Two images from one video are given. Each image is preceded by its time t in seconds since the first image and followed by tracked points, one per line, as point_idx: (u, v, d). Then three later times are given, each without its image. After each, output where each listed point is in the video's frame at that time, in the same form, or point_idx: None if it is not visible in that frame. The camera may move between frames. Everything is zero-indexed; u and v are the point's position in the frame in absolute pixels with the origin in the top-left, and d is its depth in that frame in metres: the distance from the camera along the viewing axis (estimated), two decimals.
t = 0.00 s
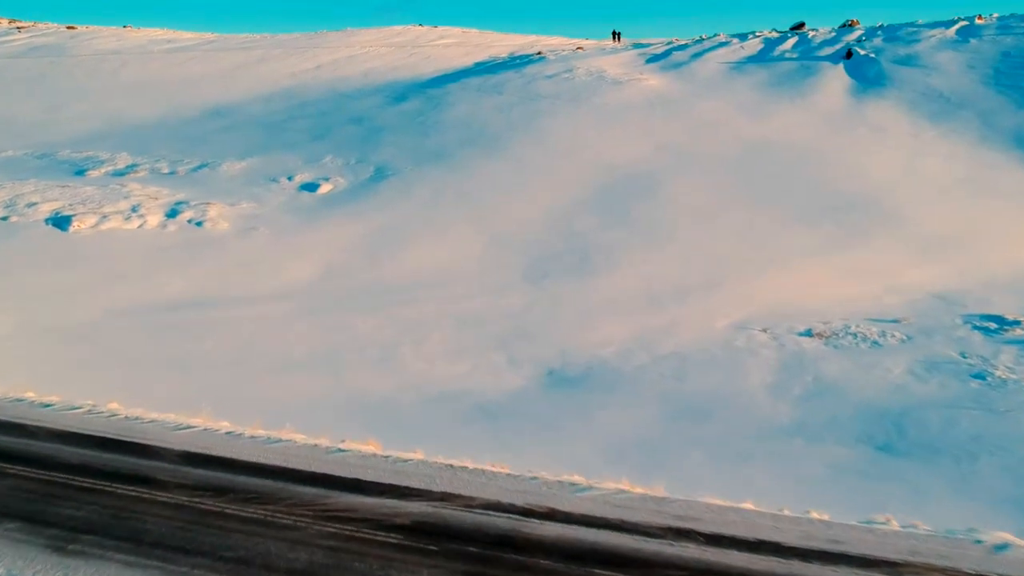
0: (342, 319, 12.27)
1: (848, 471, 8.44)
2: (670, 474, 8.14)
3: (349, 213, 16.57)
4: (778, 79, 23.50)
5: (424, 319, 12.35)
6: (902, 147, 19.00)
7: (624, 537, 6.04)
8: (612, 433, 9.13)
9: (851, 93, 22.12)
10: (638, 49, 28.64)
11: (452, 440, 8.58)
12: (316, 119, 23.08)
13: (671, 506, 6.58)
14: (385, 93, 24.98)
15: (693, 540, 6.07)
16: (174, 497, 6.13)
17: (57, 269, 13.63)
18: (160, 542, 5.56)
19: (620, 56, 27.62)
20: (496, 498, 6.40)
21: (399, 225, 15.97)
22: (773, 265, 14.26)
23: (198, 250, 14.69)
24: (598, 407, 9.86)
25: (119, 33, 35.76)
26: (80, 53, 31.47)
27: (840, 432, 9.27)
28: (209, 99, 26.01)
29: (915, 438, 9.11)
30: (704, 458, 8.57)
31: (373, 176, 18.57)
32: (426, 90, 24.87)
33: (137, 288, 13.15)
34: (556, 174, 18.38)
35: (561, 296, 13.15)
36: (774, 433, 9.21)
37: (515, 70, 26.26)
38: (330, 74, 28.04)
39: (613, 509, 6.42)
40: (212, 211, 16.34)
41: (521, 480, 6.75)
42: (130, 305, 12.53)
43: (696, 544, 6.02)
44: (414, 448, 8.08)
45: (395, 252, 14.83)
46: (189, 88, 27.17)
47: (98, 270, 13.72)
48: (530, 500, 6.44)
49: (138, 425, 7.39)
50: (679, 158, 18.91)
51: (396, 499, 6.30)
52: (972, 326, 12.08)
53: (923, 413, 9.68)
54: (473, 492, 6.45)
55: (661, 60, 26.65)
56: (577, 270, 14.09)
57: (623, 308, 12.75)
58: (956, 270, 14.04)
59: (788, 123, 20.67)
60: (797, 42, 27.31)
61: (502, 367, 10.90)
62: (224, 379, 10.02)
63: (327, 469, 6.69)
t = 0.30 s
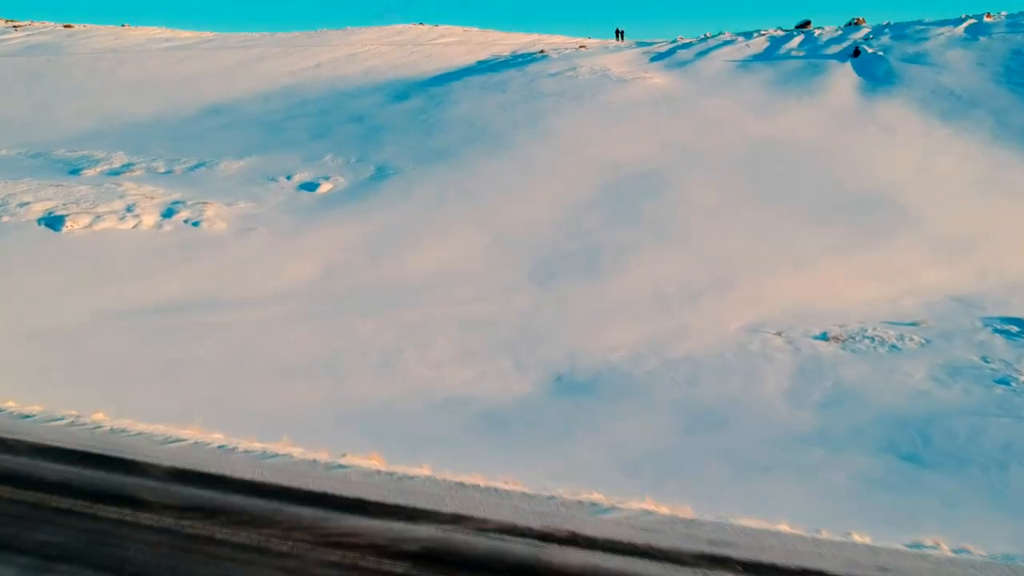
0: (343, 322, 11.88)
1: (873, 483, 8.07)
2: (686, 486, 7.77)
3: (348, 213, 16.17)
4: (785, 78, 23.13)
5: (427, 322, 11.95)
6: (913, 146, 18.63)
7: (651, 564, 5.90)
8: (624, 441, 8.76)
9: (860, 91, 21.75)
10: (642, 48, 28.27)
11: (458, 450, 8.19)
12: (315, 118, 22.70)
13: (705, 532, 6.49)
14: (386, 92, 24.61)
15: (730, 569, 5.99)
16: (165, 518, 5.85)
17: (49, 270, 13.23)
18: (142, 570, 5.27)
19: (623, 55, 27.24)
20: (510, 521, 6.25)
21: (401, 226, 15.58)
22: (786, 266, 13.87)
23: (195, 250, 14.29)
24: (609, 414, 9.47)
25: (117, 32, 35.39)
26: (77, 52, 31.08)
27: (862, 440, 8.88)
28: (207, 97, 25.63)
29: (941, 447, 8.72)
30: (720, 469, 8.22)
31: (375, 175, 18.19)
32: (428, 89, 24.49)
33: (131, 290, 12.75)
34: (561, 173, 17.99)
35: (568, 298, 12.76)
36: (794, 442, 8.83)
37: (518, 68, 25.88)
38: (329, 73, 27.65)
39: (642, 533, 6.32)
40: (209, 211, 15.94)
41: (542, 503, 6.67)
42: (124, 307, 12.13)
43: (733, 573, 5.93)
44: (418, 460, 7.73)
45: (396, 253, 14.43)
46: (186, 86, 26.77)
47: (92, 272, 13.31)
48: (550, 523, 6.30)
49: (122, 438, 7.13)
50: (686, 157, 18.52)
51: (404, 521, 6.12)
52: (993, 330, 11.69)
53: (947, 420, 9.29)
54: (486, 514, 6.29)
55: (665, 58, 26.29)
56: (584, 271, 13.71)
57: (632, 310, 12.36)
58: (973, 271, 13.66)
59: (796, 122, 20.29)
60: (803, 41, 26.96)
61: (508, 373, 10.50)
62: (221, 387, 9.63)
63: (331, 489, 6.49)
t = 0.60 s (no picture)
0: (342, 334, 11.52)
1: (896, 511, 7.73)
2: (701, 521, 7.49)
3: (347, 219, 15.81)
4: (792, 80, 22.77)
5: (429, 334, 11.60)
6: (924, 150, 18.27)
7: None
8: (636, 465, 8.43)
9: (868, 94, 21.39)
10: (646, 49, 27.91)
11: (464, 481, 7.88)
12: (315, 121, 22.33)
13: None
14: (386, 94, 24.25)
15: None
16: (178, 575, 5.98)
17: (39, 278, 12.85)
18: None
19: (627, 56, 26.88)
20: (524, 572, 6.45)
21: (401, 232, 15.21)
22: (797, 275, 13.51)
23: (190, 258, 13.91)
24: (619, 433, 9.12)
25: (113, 32, 35.01)
26: (73, 53, 30.69)
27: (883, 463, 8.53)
28: (204, 99, 25.24)
29: (967, 470, 8.37)
30: (735, 498, 7.91)
31: (374, 180, 17.82)
32: (429, 91, 24.13)
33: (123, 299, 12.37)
34: (565, 178, 17.63)
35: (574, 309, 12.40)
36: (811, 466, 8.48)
37: (519, 70, 25.52)
38: (329, 74, 27.27)
39: None
40: (205, 217, 15.57)
41: (554, 552, 6.79)
42: (116, 318, 11.75)
43: None
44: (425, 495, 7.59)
45: (397, 261, 14.06)
46: (183, 88, 26.39)
47: (83, 280, 12.93)
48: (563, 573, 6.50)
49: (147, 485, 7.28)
50: (692, 161, 18.16)
51: (419, 573, 6.30)
52: (1013, 341, 11.32)
53: (971, 440, 8.92)
54: (499, 564, 6.48)
55: (669, 60, 25.93)
56: (590, 280, 13.34)
57: (640, 321, 11.99)
58: (990, 280, 13.28)
59: (804, 125, 19.94)
60: (809, 42, 26.61)
61: (513, 388, 10.14)
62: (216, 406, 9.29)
63: (347, 539, 6.64)
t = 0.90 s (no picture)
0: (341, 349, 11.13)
1: (923, 541, 7.36)
2: (722, 561, 7.06)
3: (346, 227, 15.42)
4: (798, 84, 22.40)
5: (430, 349, 11.19)
6: (936, 156, 17.90)
7: None
8: (650, 494, 8.02)
9: (876, 98, 21.03)
10: (649, 52, 27.55)
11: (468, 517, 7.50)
12: (313, 125, 21.96)
13: None
14: (386, 98, 23.89)
15: None
16: None
17: (28, 291, 12.45)
18: None
19: (630, 59, 26.52)
20: None
21: (402, 241, 14.83)
22: (809, 286, 13.13)
23: (185, 268, 13.52)
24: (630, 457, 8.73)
25: (110, 35, 34.62)
26: (69, 56, 30.30)
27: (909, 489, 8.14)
28: (202, 102, 24.85)
29: (996, 497, 7.98)
30: (755, 531, 7.51)
31: (374, 186, 17.45)
32: (429, 94, 23.77)
33: (114, 312, 11.97)
34: (569, 184, 17.26)
35: (580, 322, 12.01)
36: (834, 493, 8.08)
37: (521, 73, 25.15)
38: (327, 77, 26.90)
39: None
40: (200, 226, 15.18)
41: None
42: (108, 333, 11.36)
43: None
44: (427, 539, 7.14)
45: (398, 272, 13.69)
46: (180, 91, 26.00)
47: (74, 292, 12.54)
48: None
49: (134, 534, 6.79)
50: (699, 167, 17.78)
51: None
52: None
53: (998, 464, 8.54)
54: None
55: (673, 63, 25.57)
56: (596, 292, 12.95)
57: (649, 336, 11.61)
58: (1007, 291, 12.91)
59: (812, 130, 19.58)
60: (815, 45, 26.25)
61: (520, 407, 9.75)
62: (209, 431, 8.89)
63: None
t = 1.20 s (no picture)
0: (339, 366, 10.73)
1: None
2: None
3: (345, 236, 15.01)
4: (805, 87, 21.99)
5: (431, 366, 10.79)
6: (948, 162, 17.50)
7: None
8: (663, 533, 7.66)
9: (885, 102, 20.63)
10: (652, 54, 27.14)
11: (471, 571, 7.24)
12: (312, 129, 21.56)
13: None
14: (385, 100, 23.50)
15: None
16: None
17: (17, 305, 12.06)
18: None
19: (634, 61, 26.10)
20: None
21: (401, 250, 14.42)
22: (822, 299, 12.73)
23: (178, 280, 13.12)
24: (641, 486, 8.35)
25: (106, 35, 34.17)
26: (64, 57, 29.85)
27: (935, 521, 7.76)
28: (198, 105, 24.44)
29: None
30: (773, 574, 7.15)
31: (373, 193, 17.04)
32: (429, 97, 23.35)
33: (105, 328, 11.59)
34: (573, 191, 16.85)
35: (587, 337, 11.61)
36: (856, 527, 7.70)
37: (523, 76, 24.74)
38: (326, 80, 26.48)
39: None
40: (194, 234, 14.78)
41: None
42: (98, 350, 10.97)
43: None
44: None
45: (397, 283, 13.28)
46: (176, 93, 25.57)
47: (64, 306, 12.14)
48: None
49: None
50: (706, 174, 17.38)
51: None
52: None
53: None
54: None
55: (677, 65, 25.15)
56: (602, 304, 12.54)
57: (659, 351, 11.20)
58: None
59: (820, 135, 19.18)
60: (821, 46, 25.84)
61: (525, 430, 9.35)
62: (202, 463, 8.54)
63: None
